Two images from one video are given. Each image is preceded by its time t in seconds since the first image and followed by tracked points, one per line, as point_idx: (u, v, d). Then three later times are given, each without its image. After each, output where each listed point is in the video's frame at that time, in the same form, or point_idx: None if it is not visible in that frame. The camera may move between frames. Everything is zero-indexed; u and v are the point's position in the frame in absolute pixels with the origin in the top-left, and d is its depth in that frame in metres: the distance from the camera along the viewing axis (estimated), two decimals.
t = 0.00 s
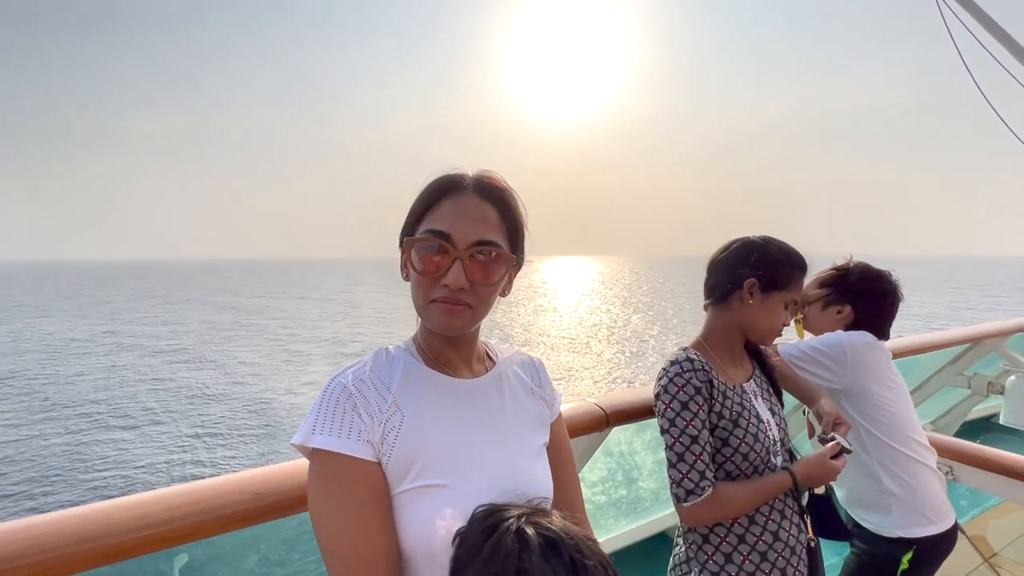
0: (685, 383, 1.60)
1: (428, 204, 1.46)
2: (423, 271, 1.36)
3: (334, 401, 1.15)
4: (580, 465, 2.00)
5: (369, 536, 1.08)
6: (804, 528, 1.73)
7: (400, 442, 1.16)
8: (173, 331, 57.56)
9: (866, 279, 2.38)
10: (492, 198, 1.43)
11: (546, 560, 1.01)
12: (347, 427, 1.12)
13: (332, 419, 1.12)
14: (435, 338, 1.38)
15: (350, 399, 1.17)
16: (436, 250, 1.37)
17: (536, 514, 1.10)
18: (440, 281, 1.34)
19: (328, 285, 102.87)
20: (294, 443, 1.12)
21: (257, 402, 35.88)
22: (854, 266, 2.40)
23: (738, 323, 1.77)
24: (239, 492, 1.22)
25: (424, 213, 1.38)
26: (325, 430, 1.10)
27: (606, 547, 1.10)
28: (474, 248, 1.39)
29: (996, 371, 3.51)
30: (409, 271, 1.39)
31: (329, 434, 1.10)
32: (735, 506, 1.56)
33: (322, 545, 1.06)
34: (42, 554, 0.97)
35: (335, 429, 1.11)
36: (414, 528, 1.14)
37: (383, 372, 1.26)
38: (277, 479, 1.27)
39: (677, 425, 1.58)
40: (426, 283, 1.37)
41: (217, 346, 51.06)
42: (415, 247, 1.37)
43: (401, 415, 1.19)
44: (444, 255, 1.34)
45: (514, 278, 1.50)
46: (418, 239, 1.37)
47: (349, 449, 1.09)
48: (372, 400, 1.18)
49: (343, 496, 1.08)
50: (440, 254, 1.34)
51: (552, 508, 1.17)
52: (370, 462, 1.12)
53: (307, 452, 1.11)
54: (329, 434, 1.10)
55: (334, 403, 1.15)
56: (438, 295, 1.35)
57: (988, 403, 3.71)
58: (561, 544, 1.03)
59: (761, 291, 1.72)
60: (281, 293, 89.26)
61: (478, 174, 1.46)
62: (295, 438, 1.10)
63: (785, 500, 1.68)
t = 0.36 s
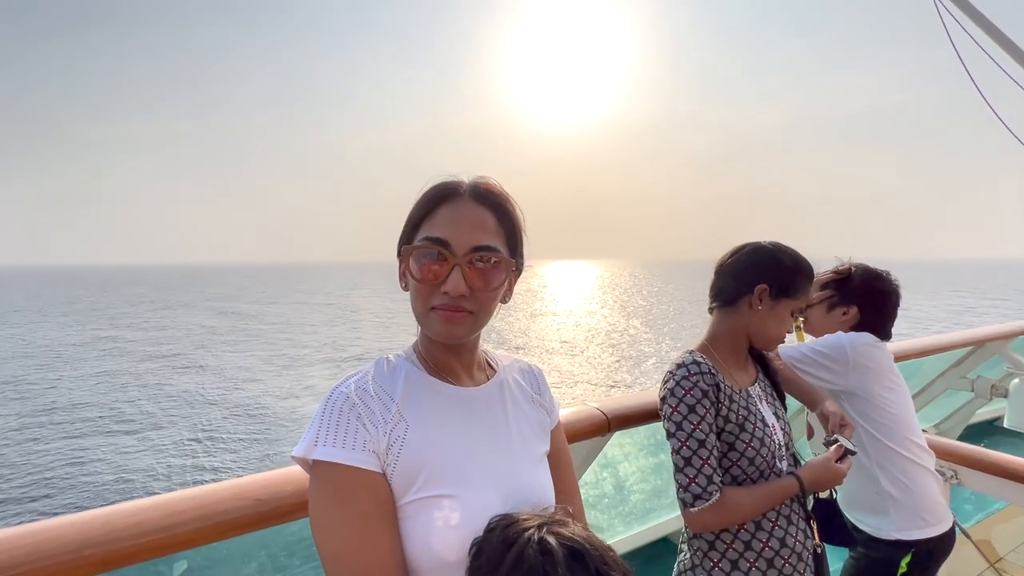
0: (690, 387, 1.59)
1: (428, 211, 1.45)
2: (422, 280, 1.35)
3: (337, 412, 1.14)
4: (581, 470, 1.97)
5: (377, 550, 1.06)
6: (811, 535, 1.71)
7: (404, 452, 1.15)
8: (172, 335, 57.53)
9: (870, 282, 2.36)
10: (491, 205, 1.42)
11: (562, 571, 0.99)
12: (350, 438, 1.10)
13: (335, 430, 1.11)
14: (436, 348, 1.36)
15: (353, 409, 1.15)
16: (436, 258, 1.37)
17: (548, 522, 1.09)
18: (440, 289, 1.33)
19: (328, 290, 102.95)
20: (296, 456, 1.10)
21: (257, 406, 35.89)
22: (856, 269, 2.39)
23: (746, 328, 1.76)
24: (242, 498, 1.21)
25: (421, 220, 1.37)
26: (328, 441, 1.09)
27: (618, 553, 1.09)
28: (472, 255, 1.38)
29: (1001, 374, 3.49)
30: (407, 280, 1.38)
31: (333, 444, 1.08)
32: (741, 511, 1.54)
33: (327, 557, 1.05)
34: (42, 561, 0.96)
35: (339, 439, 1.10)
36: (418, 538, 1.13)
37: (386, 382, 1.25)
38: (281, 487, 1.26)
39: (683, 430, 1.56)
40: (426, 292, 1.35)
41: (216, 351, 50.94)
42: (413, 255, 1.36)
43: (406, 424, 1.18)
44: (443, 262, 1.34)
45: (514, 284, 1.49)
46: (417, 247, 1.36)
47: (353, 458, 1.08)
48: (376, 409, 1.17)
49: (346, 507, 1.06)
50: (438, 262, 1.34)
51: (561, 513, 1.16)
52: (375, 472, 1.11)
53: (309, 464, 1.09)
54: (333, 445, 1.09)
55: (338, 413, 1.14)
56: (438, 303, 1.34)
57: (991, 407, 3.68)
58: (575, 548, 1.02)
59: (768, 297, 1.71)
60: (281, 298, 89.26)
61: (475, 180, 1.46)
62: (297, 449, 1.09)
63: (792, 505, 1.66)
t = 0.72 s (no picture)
0: (686, 389, 1.60)
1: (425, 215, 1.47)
2: (420, 286, 1.37)
3: (339, 413, 1.14)
4: (578, 471, 1.98)
5: (379, 551, 1.07)
6: (806, 536, 1.72)
7: (404, 454, 1.16)
8: (169, 339, 57.37)
9: (864, 284, 2.38)
10: (486, 210, 1.43)
11: None
12: (351, 438, 1.11)
13: (336, 431, 1.12)
14: (436, 353, 1.38)
15: (355, 410, 1.16)
16: (432, 262, 1.37)
17: (550, 522, 1.10)
18: (437, 294, 1.35)
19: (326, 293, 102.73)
20: (297, 457, 1.10)
21: (254, 410, 35.83)
22: (851, 270, 2.41)
23: (741, 331, 1.77)
24: (243, 501, 1.21)
25: (417, 225, 1.38)
26: (330, 440, 1.09)
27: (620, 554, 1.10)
28: (468, 256, 1.40)
29: (995, 377, 3.51)
30: (406, 286, 1.39)
31: (334, 444, 1.09)
32: (736, 511, 1.55)
33: (329, 559, 1.05)
34: (47, 563, 0.96)
35: (340, 440, 1.10)
36: (420, 539, 1.14)
37: (387, 385, 1.25)
38: (282, 488, 1.27)
39: (678, 431, 1.58)
40: (425, 295, 1.37)
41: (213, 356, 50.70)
42: (409, 259, 1.37)
43: (406, 427, 1.19)
44: (441, 266, 1.35)
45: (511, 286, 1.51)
46: (413, 252, 1.37)
47: (354, 458, 1.09)
48: (378, 411, 1.18)
49: (348, 508, 1.07)
50: (433, 268, 1.35)
51: (563, 514, 1.17)
52: (377, 474, 1.12)
53: (311, 465, 1.10)
54: (335, 445, 1.09)
55: (340, 413, 1.14)
56: (438, 309, 1.35)
57: (987, 409, 3.69)
58: (574, 544, 1.04)
59: (765, 299, 1.72)
60: (279, 302, 89.08)
61: (469, 182, 1.47)
62: (298, 449, 1.09)
63: (788, 505, 1.67)
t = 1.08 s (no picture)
0: (679, 390, 1.62)
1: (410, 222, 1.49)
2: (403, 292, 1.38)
3: (341, 412, 1.16)
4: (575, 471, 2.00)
5: (379, 549, 1.09)
6: (799, 537, 1.74)
7: (403, 453, 1.17)
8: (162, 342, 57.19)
9: (858, 286, 2.39)
10: (471, 214, 1.45)
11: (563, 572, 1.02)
12: (353, 438, 1.13)
13: (337, 429, 1.13)
14: (433, 355, 1.39)
15: (357, 410, 1.17)
16: (422, 265, 1.39)
17: (544, 524, 1.11)
18: (417, 297, 1.35)
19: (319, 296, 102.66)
20: (299, 457, 1.11)
21: (248, 413, 35.76)
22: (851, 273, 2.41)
23: (734, 333, 1.79)
24: (246, 501, 1.23)
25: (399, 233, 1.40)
26: (332, 439, 1.11)
27: (614, 556, 1.12)
28: (445, 259, 1.40)
29: (986, 377, 3.54)
30: (397, 294, 1.41)
31: (334, 445, 1.10)
32: (728, 511, 1.58)
33: (327, 559, 1.07)
34: (52, 561, 0.98)
35: (342, 438, 1.11)
36: (420, 539, 1.15)
37: (388, 385, 1.27)
38: (284, 488, 1.29)
39: (673, 431, 1.59)
40: (407, 301, 1.38)
41: (208, 359, 50.46)
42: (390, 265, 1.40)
43: (407, 427, 1.21)
44: (418, 271, 1.36)
45: (498, 289, 1.53)
46: (402, 256, 1.38)
47: (356, 457, 1.11)
48: (379, 410, 1.20)
49: (349, 507, 1.08)
50: (410, 275, 1.37)
51: (554, 515, 1.19)
52: (376, 473, 1.13)
53: (311, 463, 1.11)
54: (336, 443, 1.10)
55: (341, 414, 1.15)
56: (417, 312, 1.36)
57: (977, 410, 3.73)
58: (569, 542, 1.06)
59: (755, 303, 1.75)
60: (272, 305, 88.93)
61: (452, 187, 1.50)
62: (300, 449, 1.10)
63: (781, 505, 1.69)
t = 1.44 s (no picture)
0: (669, 391, 1.65)
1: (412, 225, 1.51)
2: (411, 289, 1.40)
3: (339, 411, 1.18)
4: (572, 470, 2.02)
5: (376, 547, 1.11)
6: (788, 535, 1.78)
7: (401, 451, 1.20)
8: (154, 343, 56.92)
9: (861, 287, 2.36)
10: (471, 215, 1.48)
11: (559, 570, 1.05)
12: (351, 436, 1.14)
13: (336, 428, 1.15)
14: (432, 354, 1.41)
15: (355, 409, 1.19)
16: (425, 265, 1.41)
17: (540, 521, 1.13)
18: (427, 293, 1.37)
19: (311, 297, 102.49)
20: (297, 455, 1.13)
21: (242, 414, 35.71)
22: (851, 285, 2.37)
23: (724, 335, 1.82)
24: (249, 498, 1.26)
25: (404, 232, 1.42)
26: (330, 439, 1.13)
27: (610, 555, 1.15)
28: (451, 259, 1.43)
29: (975, 377, 3.59)
30: (399, 295, 1.43)
31: (334, 443, 1.12)
32: (718, 510, 1.60)
33: (326, 557, 1.09)
34: (55, 561, 1.00)
35: (340, 438, 1.13)
36: (417, 536, 1.17)
37: (386, 385, 1.29)
38: (283, 487, 1.31)
39: (664, 431, 1.62)
40: (415, 298, 1.40)
41: (201, 360, 50.13)
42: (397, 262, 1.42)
43: (404, 426, 1.23)
44: (427, 269, 1.38)
45: (497, 289, 1.55)
46: (403, 256, 1.41)
47: (354, 456, 1.12)
48: (376, 410, 1.22)
49: (347, 505, 1.10)
50: (421, 272, 1.39)
51: (548, 512, 1.22)
52: (375, 472, 1.15)
53: (310, 461, 1.13)
54: (336, 442, 1.12)
55: (339, 413, 1.17)
56: (425, 310, 1.38)
57: (966, 409, 3.77)
58: (567, 542, 1.09)
59: (747, 306, 1.77)
60: (265, 306, 88.71)
61: (452, 188, 1.52)
62: (299, 447, 1.12)
63: (770, 504, 1.72)
